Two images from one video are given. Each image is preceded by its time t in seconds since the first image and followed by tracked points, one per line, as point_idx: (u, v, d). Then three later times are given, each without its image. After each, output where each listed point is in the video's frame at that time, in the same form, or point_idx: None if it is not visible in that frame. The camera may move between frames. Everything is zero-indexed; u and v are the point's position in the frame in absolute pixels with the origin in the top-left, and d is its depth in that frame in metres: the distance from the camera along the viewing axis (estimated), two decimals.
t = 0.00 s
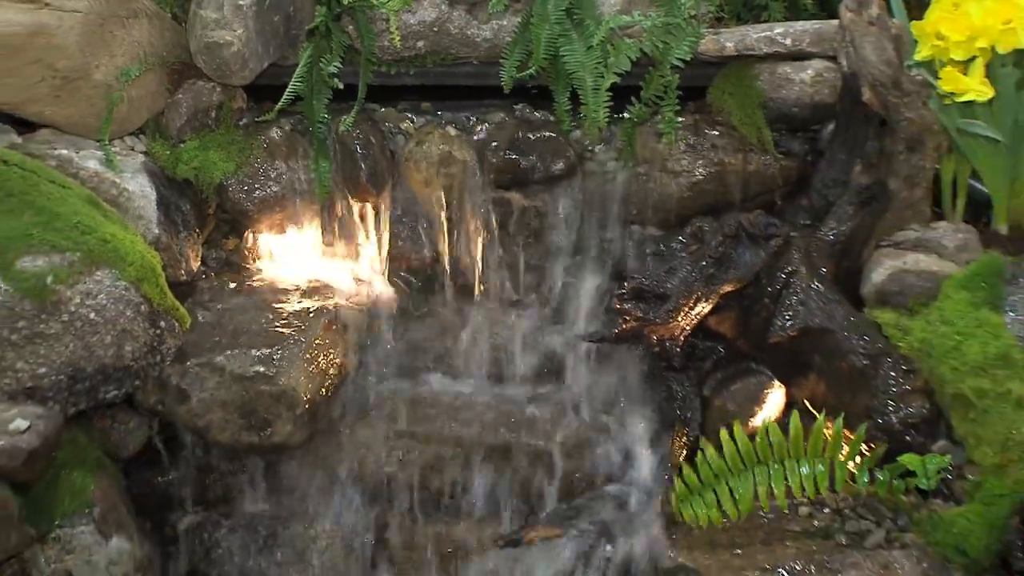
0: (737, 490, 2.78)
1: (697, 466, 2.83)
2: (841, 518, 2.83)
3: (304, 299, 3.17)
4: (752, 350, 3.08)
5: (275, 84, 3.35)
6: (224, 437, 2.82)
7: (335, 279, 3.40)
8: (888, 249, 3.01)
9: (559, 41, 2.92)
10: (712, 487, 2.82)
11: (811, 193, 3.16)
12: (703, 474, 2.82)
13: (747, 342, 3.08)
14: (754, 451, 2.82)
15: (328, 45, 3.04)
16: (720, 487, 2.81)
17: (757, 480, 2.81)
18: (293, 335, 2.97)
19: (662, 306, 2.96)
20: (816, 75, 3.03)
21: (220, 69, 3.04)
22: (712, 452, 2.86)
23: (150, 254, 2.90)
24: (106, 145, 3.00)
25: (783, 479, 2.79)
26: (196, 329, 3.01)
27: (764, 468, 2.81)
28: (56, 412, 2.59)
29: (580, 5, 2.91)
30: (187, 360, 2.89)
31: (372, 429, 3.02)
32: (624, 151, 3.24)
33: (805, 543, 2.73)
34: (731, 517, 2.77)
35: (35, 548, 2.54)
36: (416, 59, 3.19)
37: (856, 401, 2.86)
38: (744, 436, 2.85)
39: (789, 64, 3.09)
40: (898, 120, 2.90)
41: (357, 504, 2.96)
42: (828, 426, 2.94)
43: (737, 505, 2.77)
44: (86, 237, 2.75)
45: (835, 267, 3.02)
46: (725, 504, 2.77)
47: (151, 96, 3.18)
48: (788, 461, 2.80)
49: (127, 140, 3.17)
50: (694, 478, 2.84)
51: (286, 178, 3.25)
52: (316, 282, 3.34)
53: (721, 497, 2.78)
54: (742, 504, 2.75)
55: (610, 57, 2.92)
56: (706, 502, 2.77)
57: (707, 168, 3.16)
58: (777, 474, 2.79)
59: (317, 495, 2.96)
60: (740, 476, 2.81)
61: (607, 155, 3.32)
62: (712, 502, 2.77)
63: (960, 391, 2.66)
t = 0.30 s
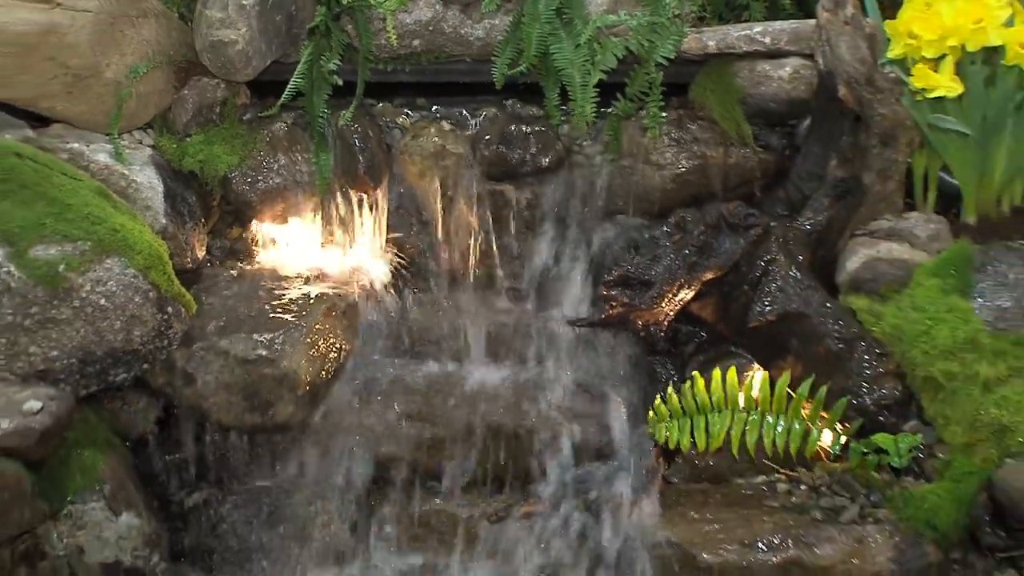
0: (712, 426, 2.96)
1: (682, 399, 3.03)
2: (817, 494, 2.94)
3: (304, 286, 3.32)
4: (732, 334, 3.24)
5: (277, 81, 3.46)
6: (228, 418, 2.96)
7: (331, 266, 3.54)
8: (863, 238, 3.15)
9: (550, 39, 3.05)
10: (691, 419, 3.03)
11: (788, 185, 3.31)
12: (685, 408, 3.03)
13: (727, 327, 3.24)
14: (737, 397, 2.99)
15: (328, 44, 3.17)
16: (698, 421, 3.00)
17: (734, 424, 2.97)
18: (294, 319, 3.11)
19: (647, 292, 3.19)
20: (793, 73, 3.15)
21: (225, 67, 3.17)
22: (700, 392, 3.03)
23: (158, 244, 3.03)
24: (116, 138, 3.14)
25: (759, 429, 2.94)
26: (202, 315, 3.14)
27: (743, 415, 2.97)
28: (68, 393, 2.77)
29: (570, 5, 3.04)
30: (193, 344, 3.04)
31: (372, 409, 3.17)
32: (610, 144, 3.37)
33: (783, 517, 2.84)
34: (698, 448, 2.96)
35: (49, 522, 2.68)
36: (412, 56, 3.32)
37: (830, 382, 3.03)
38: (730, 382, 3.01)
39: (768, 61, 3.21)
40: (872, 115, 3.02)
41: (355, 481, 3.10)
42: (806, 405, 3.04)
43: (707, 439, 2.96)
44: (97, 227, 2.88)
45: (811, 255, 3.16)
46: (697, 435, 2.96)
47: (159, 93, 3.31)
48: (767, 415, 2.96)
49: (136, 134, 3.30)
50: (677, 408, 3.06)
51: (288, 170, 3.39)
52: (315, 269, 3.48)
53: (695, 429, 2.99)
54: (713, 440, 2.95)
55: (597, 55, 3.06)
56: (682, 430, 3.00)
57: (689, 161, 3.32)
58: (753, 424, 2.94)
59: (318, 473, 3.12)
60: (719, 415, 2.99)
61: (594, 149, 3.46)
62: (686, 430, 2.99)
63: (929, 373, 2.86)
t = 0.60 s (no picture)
0: (696, 449, 3.10)
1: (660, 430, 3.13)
2: (795, 474, 3.08)
3: (308, 275, 3.49)
4: (715, 321, 3.38)
5: (280, 79, 3.61)
6: (235, 399, 3.12)
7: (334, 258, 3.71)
8: (838, 230, 3.33)
9: (540, 40, 3.21)
10: (675, 446, 3.14)
11: (767, 179, 3.43)
12: (665, 437, 3.13)
13: (710, 314, 3.38)
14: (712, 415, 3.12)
15: (329, 45, 3.32)
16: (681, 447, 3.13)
17: (715, 439, 3.12)
18: (296, 306, 3.27)
19: (632, 282, 3.28)
20: (772, 71, 3.34)
21: (230, 66, 3.31)
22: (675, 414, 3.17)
23: (167, 234, 3.19)
24: (127, 134, 3.28)
25: (738, 438, 3.08)
26: (210, 303, 3.30)
27: (722, 430, 3.11)
28: (82, 376, 2.91)
29: (558, 7, 3.21)
30: (201, 330, 3.19)
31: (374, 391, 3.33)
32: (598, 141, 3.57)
33: (762, 495, 3.02)
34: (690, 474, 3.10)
35: (64, 500, 2.80)
36: (409, 56, 3.48)
37: (806, 367, 3.19)
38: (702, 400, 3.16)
39: (747, 61, 3.39)
40: (847, 112, 3.19)
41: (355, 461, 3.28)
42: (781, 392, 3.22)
43: (695, 462, 3.10)
44: (110, 219, 3.03)
45: (789, 246, 3.31)
46: (685, 461, 3.10)
47: (167, 91, 3.47)
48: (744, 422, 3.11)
49: (147, 131, 3.45)
50: (659, 437, 3.15)
51: (291, 164, 3.55)
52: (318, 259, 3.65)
53: (682, 455, 3.10)
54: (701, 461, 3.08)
55: (586, 55, 3.21)
56: (669, 462, 3.09)
57: (674, 156, 3.45)
58: (733, 436, 3.09)
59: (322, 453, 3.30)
60: (699, 436, 3.11)
61: (583, 144, 3.64)
62: (675, 460, 3.09)
63: (900, 357, 3.04)
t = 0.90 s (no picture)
0: (682, 405, 3.36)
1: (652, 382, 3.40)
2: (775, 455, 3.27)
3: (310, 267, 3.61)
4: (700, 310, 3.57)
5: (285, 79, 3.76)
6: (241, 386, 3.28)
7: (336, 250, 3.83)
8: (817, 223, 3.47)
9: (532, 43, 3.34)
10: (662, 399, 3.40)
11: (750, 174, 3.59)
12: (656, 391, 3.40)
13: (695, 304, 3.57)
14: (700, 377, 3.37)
15: (331, 46, 3.46)
16: (667, 403, 3.39)
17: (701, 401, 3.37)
18: (300, 297, 3.42)
19: (621, 273, 3.50)
20: (754, 72, 3.49)
21: (236, 66, 3.48)
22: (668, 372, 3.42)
23: (176, 227, 3.33)
24: (138, 132, 3.43)
25: (722, 403, 3.34)
26: (217, 293, 3.45)
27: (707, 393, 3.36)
28: (95, 363, 3.06)
29: (551, 10, 3.35)
30: (209, 319, 3.34)
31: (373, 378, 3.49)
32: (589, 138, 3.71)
33: (744, 476, 3.21)
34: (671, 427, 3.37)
35: (78, 480, 2.95)
36: (407, 57, 3.62)
37: (787, 353, 3.37)
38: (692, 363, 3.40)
39: (730, 62, 3.55)
40: (825, 110, 3.34)
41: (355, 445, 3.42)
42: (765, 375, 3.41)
43: (677, 418, 3.37)
44: (121, 213, 3.17)
45: (770, 239, 3.48)
46: (669, 416, 3.37)
47: (176, 91, 3.61)
48: (729, 389, 3.36)
49: (156, 128, 3.60)
50: (649, 389, 3.41)
51: (295, 161, 3.70)
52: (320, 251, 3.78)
53: (667, 410, 3.37)
54: (684, 418, 3.35)
55: (576, 57, 3.37)
56: (654, 414, 3.37)
57: (660, 153, 3.59)
58: (717, 398, 3.35)
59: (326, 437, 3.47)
60: (686, 396, 3.37)
61: (574, 141, 3.80)
62: (660, 413, 3.37)
63: (876, 345, 3.21)
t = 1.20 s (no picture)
0: (664, 395, 3.45)
1: (635, 373, 3.49)
2: (757, 438, 3.46)
3: (315, 259, 3.78)
4: (684, 300, 3.72)
5: (290, 80, 3.92)
6: (247, 371, 3.47)
7: (337, 240, 4.03)
8: (796, 217, 3.64)
9: (526, 44, 3.53)
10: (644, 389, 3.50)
11: (733, 171, 3.76)
12: (639, 381, 3.49)
13: (680, 294, 3.72)
14: (683, 367, 3.47)
15: (333, 48, 3.65)
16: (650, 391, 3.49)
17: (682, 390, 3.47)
18: (306, 288, 3.59)
19: (610, 264, 3.64)
20: (737, 73, 3.66)
21: (243, 68, 3.63)
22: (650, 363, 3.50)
23: (185, 221, 3.49)
24: (150, 130, 3.60)
25: (703, 392, 3.45)
26: (225, 283, 3.61)
27: (689, 382, 3.45)
28: (108, 350, 3.23)
29: (543, 14, 3.56)
30: (217, 309, 3.51)
31: (373, 364, 3.64)
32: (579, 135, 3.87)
33: (727, 458, 3.38)
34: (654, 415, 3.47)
35: (93, 463, 3.14)
36: (406, 59, 3.77)
37: (768, 340, 3.51)
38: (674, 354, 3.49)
39: (714, 64, 3.71)
40: (805, 109, 3.49)
41: (354, 427, 3.57)
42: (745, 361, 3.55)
43: (660, 406, 3.46)
44: (133, 208, 3.33)
45: (751, 232, 3.63)
46: (652, 405, 3.46)
47: (186, 92, 3.77)
48: (710, 377, 3.46)
49: (167, 127, 3.76)
50: (630, 380, 3.51)
51: (299, 158, 3.86)
52: (322, 243, 3.97)
53: (650, 399, 3.46)
54: (666, 407, 3.44)
55: (567, 58, 3.53)
56: (637, 403, 3.46)
57: (647, 150, 3.78)
58: (699, 389, 3.45)
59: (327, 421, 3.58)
60: (669, 385, 3.47)
61: (565, 139, 3.94)
62: (642, 402, 3.46)
63: (853, 333, 3.39)
